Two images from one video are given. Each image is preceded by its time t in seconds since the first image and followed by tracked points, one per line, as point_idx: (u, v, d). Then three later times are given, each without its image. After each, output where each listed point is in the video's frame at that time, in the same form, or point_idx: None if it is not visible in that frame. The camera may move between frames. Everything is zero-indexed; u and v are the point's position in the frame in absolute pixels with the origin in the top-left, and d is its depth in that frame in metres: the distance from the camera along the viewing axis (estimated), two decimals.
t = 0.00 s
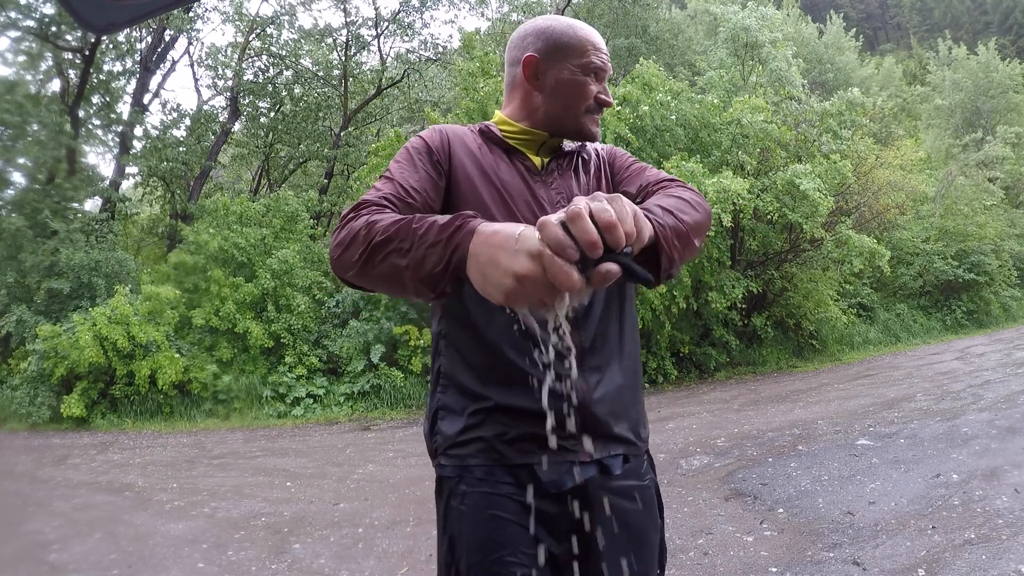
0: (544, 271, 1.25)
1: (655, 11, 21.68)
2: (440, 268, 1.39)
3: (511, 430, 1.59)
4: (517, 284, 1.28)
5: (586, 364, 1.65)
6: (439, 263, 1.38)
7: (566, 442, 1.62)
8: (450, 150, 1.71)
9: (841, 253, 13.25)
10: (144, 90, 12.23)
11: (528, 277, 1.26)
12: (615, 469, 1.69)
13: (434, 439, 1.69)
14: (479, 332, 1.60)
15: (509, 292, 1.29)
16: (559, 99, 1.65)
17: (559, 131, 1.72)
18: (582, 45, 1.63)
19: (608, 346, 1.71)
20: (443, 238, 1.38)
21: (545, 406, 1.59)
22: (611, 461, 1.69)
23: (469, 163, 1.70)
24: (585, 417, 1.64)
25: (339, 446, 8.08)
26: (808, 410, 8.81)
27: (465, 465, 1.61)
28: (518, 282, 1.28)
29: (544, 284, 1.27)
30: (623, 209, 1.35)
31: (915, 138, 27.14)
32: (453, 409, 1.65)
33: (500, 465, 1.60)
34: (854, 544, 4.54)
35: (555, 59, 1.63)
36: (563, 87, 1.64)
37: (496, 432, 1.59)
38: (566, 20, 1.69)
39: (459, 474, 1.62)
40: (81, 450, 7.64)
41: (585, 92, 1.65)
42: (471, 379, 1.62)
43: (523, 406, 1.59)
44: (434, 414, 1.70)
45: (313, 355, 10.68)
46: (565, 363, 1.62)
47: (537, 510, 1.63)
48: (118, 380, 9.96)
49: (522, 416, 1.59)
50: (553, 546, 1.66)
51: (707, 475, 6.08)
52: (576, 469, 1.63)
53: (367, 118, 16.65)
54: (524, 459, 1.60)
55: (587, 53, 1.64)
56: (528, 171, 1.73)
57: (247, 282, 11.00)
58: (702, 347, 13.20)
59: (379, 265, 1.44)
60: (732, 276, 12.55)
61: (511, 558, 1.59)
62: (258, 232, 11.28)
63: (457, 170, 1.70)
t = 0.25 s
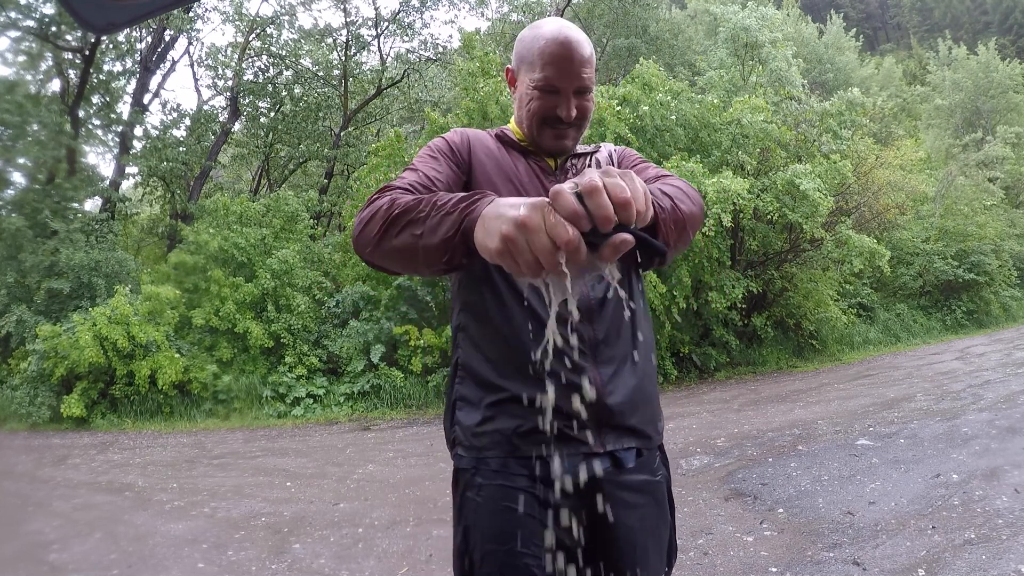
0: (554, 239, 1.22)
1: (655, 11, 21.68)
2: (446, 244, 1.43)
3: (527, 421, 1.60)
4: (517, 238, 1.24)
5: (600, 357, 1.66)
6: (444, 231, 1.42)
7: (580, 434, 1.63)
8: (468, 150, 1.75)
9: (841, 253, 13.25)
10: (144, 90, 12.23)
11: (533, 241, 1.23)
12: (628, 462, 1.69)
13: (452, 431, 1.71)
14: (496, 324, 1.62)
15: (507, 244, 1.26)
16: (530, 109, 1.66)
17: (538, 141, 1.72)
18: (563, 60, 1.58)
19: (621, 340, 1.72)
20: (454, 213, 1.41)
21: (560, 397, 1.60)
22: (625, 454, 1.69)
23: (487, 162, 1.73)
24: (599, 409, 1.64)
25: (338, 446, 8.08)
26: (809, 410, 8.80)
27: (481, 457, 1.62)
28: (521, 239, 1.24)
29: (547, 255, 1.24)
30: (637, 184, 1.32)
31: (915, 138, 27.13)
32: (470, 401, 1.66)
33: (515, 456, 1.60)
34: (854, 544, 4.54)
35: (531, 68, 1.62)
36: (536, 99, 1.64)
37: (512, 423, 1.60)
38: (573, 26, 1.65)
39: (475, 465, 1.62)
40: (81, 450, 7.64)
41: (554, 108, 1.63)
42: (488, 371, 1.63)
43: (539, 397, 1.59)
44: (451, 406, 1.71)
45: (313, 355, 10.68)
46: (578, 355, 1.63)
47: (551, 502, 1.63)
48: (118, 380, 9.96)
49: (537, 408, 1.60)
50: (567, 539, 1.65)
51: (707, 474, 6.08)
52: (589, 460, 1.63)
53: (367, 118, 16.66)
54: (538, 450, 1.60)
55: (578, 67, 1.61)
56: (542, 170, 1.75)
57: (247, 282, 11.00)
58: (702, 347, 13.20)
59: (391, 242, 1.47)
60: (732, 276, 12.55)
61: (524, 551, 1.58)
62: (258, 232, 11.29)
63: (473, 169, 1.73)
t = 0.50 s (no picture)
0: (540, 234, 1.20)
1: (655, 11, 21.68)
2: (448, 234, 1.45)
3: (534, 416, 1.60)
4: (506, 215, 1.24)
5: (606, 353, 1.66)
6: (445, 215, 1.42)
7: (586, 431, 1.62)
8: (479, 150, 1.77)
9: (841, 253, 13.25)
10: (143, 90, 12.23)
11: (519, 228, 1.23)
12: (633, 460, 1.68)
13: (460, 424, 1.72)
14: (504, 320, 1.62)
15: (498, 222, 1.26)
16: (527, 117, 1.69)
17: (540, 146, 1.74)
18: (552, 67, 1.57)
19: (628, 337, 1.72)
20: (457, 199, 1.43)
21: (565, 394, 1.60)
22: (631, 451, 1.68)
23: (498, 164, 1.76)
24: (605, 405, 1.64)
25: (339, 446, 8.08)
26: (808, 410, 8.81)
27: (489, 452, 1.62)
28: (510, 218, 1.24)
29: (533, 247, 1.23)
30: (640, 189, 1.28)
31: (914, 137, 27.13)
32: (479, 396, 1.67)
33: (521, 452, 1.60)
34: (854, 544, 4.54)
35: (525, 75, 1.64)
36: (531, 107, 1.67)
37: (519, 418, 1.60)
38: (574, 32, 1.64)
39: (483, 460, 1.63)
40: (81, 451, 7.64)
41: (547, 114, 1.65)
42: (495, 366, 1.64)
43: (545, 393, 1.60)
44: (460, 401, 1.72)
45: (313, 355, 10.69)
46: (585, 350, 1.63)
47: (557, 500, 1.63)
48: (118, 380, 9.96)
49: (543, 403, 1.60)
50: (573, 536, 1.66)
51: (707, 474, 6.08)
52: (594, 457, 1.63)
53: (367, 118, 16.67)
54: (545, 447, 1.60)
55: (573, 72, 1.60)
56: (550, 171, 1.76)
57: (247, 282, 11.01)
58: (702, 347, 13.20)
59: (397, 228, 1.50)
60: (732, 276, 12.55)
61: (530, 547, 1.59)
62: (258, 232, 11.29)
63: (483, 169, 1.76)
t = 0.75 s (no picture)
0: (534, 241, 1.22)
1: (655, 11, 21.67)
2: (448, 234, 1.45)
3: (535, 415, 1.60)
4: (499, 214, 1.25)
5: (608, 352, 1.65)
6: (443, 213, 1.43)
7: (587, 430, 1.62)
8: (479, 154, 1.77)
9: (840, 253, 13.25)
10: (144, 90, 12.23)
11: (510, 230, 1.24)
12: (635, 460, 1.67)
13: (463, 424, 1.72)
14: (506, 320, 1.63)
15: (489, 219, 1.27)
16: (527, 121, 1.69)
17: (540, 148, 1.74)
18: (548, 71, 1.57)
19: (629, 337, 1.71)
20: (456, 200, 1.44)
21: (566, 393, 1.60)
22: (632, 452, 1.67)
23: (500, 167, 1.75)
24: (606, 405, 1.63)
25: (339, 446, 8.08)
26: (809, 410, 8.81)
27: (491, 451, 1.63)
28: (502, 217, 1.25)
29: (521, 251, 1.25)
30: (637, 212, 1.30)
31: (915, 137, 27.12)
32: (481, 395, 1.67)
33: (522, 451, 1.60)
34: (854, 544, 4.54)
35: (522, 79, 1.64)
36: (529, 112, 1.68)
37: (520, 417, 1.61)
38: (571, 33, 1.64)
39: (485, 459, 1.64)
40: (81, 451, 7.64)
41: (546, 118, 1.66)
42: (498, 365, 1.65)
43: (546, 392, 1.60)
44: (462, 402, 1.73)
45: (313, 355, 10.69)
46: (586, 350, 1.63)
47: (558, 500, 1.63)
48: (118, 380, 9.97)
49: (544, 402, 1.60)
50: (574, 535, 1.66)
51: (707, 474, 6.08)
52: (595, 456, 1.63)
53: (367, 119, 16.68)
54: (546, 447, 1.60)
55: (572, 74, 1.59)
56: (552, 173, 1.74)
57: (247, 282, 11.01)
58: (702, 347, 13.20)
59: (394, 225, 1.50)
60: (732, 276, 12.56)
61: (531, 546, 1.59)
62: (258, 232, 11.30)
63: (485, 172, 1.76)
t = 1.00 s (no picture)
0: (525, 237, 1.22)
1: (655, 12, 21.67)
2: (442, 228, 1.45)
3: (532, 415, 1.60)
4: (493, 205, 1.25)
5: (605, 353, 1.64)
6: (437, 206, 1.43)
7: (584, 430, 1.61)
8: (479, 154, 1.77)
9: (841, 253, 13.26)
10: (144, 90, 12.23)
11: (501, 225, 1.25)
12: (633, 461, 1.67)
13: (461, 423, 1.73)
14: (504, 319, 1.63)
15: (482, 209, 1.27)
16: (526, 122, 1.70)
17: (539, 148, 1.74)
18: (545, 70, 1.57)
19: (627, 338, 1.70)
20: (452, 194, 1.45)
21: (564, 393, 1.60)
22: (629, 452, 1.67)
23: (499, 167, 1.75)
24: (603, 405, 1.63)
25: (339, 446, 8.08)
26: (808, 410, 8.81)
27: (489, 450, 1.63)
28: (496, 208, 1.25)
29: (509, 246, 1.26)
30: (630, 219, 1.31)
31: (914, 137, 27.11)
32: (479, 394, 1.67)
33: (520, 451, 1.61)
34: (854, 544, 4.54)
35: (519, 79, 1.65)
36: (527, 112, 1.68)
37: (517, 417, 1.60)
38: (568, 33, 1.65)
39: (483, 459, 1.64)
40: (81, 451, 7.64)
41: (544, 118, 1.66)
42: (495, 365, 1.64)
43: (542, 391, 1.60)
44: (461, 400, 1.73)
45: (313, 355, 10.69)
46: (582, 350, 1.62)
47: (556, 500, 1.63)
48: (119, 380, 9.97)
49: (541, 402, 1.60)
50: (571, 534, 1.66)
51: (707, 474, 6.08)
52: (592, 456, 1.63)
53: (367, 119, 16.69)
54: (544, 446, 1.60)
55: (570, 73, 1.60)
56: (551, 172, 1.74)
57: (247, 282, 11.01)
58: (702, 347, 13.20)
59: (390, 215, 1.50)
60: (732, 276, 12.56)
61: (528, 546, 1.60)
62: (258, 232, 11.30)
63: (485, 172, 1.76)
